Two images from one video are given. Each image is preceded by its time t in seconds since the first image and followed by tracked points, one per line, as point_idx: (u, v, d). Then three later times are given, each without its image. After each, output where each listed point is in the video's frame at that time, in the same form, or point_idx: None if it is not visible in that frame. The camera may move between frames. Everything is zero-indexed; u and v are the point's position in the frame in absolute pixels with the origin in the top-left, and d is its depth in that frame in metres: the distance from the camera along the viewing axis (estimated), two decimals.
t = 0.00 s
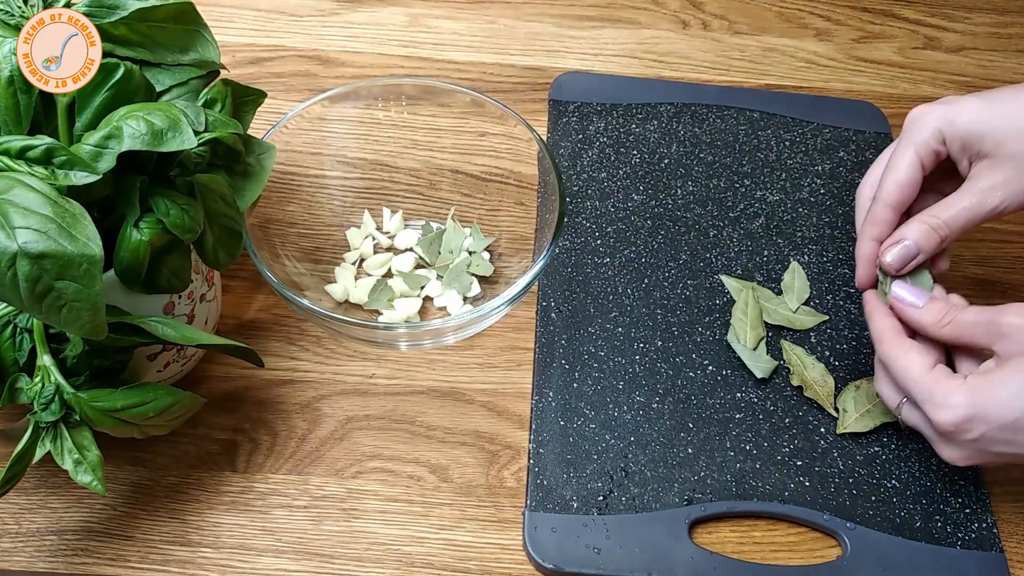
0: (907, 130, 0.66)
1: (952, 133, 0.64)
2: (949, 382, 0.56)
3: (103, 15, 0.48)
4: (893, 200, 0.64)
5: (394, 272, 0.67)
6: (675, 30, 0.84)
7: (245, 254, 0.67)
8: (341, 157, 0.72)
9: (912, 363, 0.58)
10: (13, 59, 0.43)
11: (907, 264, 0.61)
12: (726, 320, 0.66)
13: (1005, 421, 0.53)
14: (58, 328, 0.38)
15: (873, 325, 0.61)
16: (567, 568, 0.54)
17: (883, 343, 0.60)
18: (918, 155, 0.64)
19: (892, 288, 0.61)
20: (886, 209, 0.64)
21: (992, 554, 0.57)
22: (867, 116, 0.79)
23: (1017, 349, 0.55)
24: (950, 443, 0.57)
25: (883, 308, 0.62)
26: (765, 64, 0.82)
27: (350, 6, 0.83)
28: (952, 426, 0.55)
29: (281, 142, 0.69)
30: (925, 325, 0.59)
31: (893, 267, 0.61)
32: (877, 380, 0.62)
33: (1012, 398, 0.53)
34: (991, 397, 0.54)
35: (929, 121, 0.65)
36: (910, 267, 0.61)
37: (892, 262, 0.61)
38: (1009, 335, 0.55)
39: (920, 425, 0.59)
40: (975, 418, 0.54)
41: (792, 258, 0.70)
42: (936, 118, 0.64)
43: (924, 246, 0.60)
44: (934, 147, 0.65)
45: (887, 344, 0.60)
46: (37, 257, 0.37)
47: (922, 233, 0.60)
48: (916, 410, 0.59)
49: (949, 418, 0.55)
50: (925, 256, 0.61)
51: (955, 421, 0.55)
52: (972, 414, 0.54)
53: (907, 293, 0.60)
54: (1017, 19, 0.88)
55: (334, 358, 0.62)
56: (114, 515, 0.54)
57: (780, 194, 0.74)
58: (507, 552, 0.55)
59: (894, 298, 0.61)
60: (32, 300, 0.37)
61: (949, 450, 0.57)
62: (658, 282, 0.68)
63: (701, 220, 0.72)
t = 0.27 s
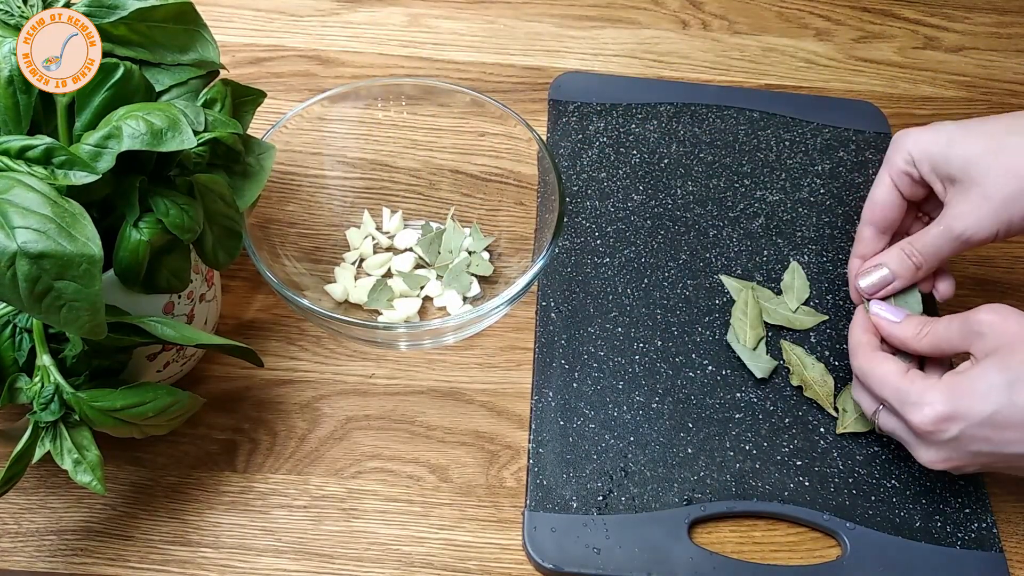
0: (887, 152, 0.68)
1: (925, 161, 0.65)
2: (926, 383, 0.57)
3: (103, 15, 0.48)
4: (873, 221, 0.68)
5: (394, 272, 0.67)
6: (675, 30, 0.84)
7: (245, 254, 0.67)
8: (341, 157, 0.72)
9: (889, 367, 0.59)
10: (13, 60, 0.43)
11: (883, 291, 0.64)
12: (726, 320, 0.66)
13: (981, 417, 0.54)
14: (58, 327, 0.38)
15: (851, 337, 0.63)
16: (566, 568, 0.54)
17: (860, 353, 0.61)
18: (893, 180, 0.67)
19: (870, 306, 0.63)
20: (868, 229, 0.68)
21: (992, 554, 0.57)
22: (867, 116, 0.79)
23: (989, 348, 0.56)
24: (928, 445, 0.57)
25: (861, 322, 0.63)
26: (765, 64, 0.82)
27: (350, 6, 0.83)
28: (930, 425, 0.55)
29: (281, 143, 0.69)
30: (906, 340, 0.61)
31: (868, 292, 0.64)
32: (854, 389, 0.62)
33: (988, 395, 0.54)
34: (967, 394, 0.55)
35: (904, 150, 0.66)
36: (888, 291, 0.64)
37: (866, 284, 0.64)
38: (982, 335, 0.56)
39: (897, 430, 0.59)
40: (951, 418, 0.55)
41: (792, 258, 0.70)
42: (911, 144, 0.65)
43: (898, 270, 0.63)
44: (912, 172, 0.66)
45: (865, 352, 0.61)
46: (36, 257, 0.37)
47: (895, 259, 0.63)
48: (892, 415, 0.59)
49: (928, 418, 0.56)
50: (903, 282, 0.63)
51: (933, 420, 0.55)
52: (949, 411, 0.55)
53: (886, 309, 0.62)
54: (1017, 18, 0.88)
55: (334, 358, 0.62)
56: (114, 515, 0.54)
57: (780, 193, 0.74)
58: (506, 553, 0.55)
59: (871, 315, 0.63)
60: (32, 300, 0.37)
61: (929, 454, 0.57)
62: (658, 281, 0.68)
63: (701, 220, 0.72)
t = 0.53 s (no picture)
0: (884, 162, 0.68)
1: (914, 168, 0.65)
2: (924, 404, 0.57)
3: (103, 15, 0.48)
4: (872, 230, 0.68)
5: (394, 272, 0.67)
6: (675, 30, 0.84)
7: (245, 254, 0.67)
8: (341, 157, 0.72)
9: (887, 386, 0.59)
10: (13, 59, 0.43)
11: (881, 299, 0.65)
12: (726, 320, 0.66)
13: (979, 436, 0.54)
14: (58, 327, 0.38)
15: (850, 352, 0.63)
16: (566, 568, 0.54)
17: (860, 368, 0.61)
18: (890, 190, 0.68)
19: (869, 318, 0.64)
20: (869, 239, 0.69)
21: (992, 554, 0.57)
22: (867, 116, 0.79)
23: (986, 364, 0.56)
24: (926, 464, 0.57)
25: (860, 335, 0.64)
26: (765, 64, 0.82)
27: (350, 6, 0.83)
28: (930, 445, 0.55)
29: (281, 143, 0.69)
30: (906, 352, 0.61)
31: (866, 302, 0.65)
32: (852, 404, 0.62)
33: (985, 412, 0.54)
34: (964, 413, 0.55)
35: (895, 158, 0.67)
36: (885, 299, 0.65)
37: (865, 294, 0.65)
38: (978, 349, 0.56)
39: (896, 448, 0.59)
40: (949, 438, 0.55)
41: (792, 258, 0.70)
42: (901, 155, 0.66)
43: (896, 279, 0.64)
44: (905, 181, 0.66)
45: (865, 369, 0.61)
46: (36, 256, 0.37)
47: (892, 268, 0.64)
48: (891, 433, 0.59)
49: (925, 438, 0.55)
50: (901, 289, 0.64)
51: (930, 441, 0.55)
52: (946, 432, 0.55)
53: (884, 322, 0.63)
54: (1017, 18, 0.88)
55: (334, 358, 0.62)
56: (114, 515, 0.54)
57: (780, 194, 0.74)
58: (506, 553, 0.55)
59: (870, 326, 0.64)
60: (31, 300, 0.37)
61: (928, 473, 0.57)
62: (658, 281, 0.68)
63: (701, 220, 0.72)
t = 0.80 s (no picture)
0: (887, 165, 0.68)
1: (913, 169, 0.65)
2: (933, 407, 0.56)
3: (103, 15, 0.48)
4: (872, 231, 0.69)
5: (394, 272, 0.67)
6: (675, 30, 0.84)
7: (245, 254, 0.67)
8: (341, 157, 0.72)
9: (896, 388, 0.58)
10: (13, 59, 0.43)
11: (878, 297, 0.66)
12: (726, 320, 0.66)
13: (992, 435, 0.53)
14: (58, 327, 0.38)
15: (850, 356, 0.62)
16: (566, 568, 0.54)
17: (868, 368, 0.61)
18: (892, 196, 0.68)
19: (866, 322, 0.63)
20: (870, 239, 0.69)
21: (992, 554, 0.57)
22: (867, 116, 0.79)
23: (990, 363, 0.55)
24: (937, 464, 0.57)
25: (857, 337, 0.63)
26: (765, 64, 0.82)
27: (350, 6, 0.83)
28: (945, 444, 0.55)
29: (281, 142, 0.69)
30: (904, 355, 0.61)
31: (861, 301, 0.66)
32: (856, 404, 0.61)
33: (996, 410, 0.53)
34: (976, 411, 0.54)
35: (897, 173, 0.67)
36: (882, 298, 0.66)
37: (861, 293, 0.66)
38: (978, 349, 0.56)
39: (905, 448, 0.58)
40: (962, 438, 0.54)
41: (792, 258, 0.70)
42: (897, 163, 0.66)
43: (890, 278, 0.65)
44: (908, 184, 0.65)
45: (874, 369, 0.60)
46: (36, 257, 0.37)
47: (889, 270, 0.65)
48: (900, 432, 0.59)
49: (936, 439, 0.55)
50: (897, 289, 0.65)
51: (942, 441, 0.55)
52: (959, 432, 0.54)
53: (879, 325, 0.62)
54: (1017, 19, 0.88)
55: (334, 358, 0.62)
56: (114, 515, 0.54)
57: (780, 194, 0.74)
58: (506, 553, 0.55)
59: (868, 330, 0.63)
60: (32, 300, 0.37)
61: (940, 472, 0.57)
62: (658, 281, 0.68)
63: (701, 220, 0.72)
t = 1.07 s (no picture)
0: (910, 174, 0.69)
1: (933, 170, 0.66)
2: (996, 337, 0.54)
3: (103, 15, 0.48)
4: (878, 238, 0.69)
5: (394, 272, 0.67)
6: (675, 30, 0.84)
7: (245, 254, 0.67)
8: (341, 157, 0.72)
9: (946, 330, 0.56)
10: (13, 59, 0.43)
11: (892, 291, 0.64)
12: (726, 320, 0.66)
13: None
14: (58, 327, 0.38)
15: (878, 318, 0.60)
16: (567, 568, 0.54)
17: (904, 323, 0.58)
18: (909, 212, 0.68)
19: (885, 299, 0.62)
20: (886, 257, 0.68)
21: (992, 554, 0.57)
22: (867, 116, 0.79)
23: None
24: (1000, 403, 0.53)
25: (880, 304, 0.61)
26: (765, 64, 0.82)
27: (350, 6, 0.83)
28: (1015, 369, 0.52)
29: (281, 142, 0.69)
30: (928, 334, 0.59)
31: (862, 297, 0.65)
32: (883, 364, 0.59)
33: None
34: None
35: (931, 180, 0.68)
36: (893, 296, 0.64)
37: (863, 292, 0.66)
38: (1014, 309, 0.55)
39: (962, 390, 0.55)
40: None
41: (792, 258, 0.70)
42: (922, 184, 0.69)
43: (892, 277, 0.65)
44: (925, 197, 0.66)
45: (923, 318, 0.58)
46: (36, 257, 0.37)
47: (895, 272, 0.65)
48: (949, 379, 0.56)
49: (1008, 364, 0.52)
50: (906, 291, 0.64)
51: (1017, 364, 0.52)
52: None
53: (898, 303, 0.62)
54: (1017, 19, 0.88)
55: (334, 358, 0.62)
56: (114, 515, 0.54)
57: (780, 194, 0.74)
58: (506, 552, 0.55)
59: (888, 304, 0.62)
60: (32, 300, 0.37)
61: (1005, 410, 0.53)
62: (658, 281, 0.68)
63: (701, 220, 0.72)
